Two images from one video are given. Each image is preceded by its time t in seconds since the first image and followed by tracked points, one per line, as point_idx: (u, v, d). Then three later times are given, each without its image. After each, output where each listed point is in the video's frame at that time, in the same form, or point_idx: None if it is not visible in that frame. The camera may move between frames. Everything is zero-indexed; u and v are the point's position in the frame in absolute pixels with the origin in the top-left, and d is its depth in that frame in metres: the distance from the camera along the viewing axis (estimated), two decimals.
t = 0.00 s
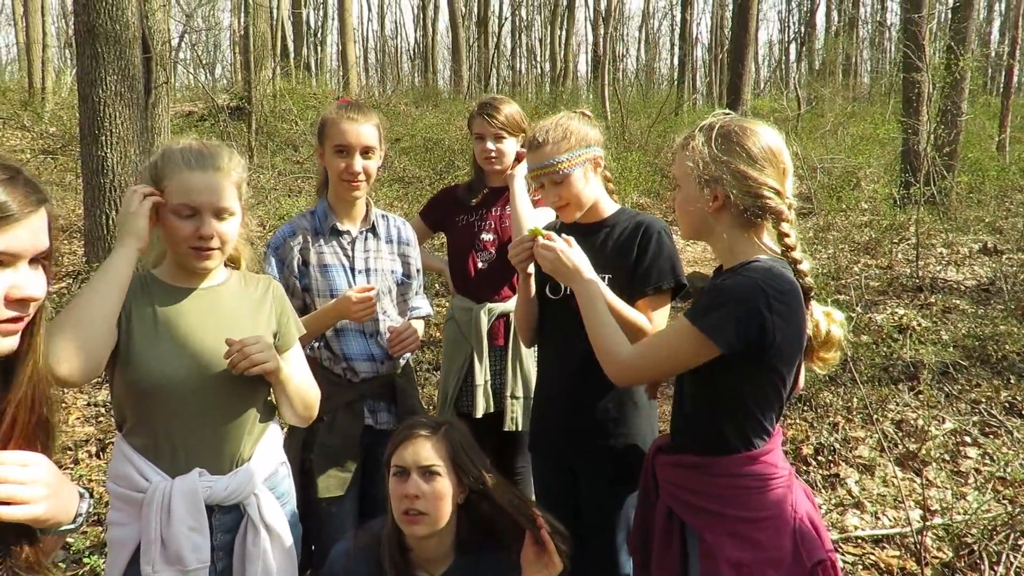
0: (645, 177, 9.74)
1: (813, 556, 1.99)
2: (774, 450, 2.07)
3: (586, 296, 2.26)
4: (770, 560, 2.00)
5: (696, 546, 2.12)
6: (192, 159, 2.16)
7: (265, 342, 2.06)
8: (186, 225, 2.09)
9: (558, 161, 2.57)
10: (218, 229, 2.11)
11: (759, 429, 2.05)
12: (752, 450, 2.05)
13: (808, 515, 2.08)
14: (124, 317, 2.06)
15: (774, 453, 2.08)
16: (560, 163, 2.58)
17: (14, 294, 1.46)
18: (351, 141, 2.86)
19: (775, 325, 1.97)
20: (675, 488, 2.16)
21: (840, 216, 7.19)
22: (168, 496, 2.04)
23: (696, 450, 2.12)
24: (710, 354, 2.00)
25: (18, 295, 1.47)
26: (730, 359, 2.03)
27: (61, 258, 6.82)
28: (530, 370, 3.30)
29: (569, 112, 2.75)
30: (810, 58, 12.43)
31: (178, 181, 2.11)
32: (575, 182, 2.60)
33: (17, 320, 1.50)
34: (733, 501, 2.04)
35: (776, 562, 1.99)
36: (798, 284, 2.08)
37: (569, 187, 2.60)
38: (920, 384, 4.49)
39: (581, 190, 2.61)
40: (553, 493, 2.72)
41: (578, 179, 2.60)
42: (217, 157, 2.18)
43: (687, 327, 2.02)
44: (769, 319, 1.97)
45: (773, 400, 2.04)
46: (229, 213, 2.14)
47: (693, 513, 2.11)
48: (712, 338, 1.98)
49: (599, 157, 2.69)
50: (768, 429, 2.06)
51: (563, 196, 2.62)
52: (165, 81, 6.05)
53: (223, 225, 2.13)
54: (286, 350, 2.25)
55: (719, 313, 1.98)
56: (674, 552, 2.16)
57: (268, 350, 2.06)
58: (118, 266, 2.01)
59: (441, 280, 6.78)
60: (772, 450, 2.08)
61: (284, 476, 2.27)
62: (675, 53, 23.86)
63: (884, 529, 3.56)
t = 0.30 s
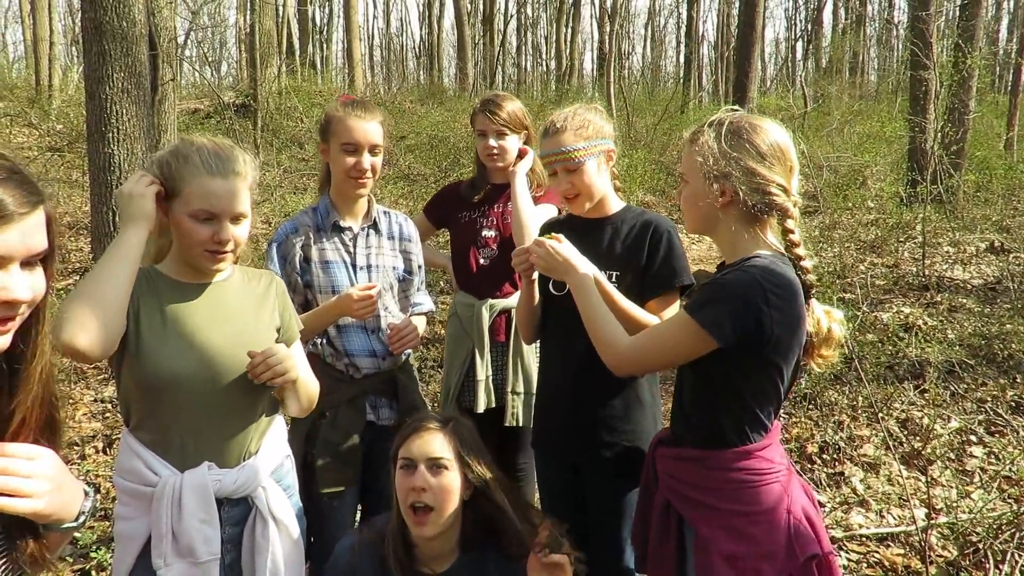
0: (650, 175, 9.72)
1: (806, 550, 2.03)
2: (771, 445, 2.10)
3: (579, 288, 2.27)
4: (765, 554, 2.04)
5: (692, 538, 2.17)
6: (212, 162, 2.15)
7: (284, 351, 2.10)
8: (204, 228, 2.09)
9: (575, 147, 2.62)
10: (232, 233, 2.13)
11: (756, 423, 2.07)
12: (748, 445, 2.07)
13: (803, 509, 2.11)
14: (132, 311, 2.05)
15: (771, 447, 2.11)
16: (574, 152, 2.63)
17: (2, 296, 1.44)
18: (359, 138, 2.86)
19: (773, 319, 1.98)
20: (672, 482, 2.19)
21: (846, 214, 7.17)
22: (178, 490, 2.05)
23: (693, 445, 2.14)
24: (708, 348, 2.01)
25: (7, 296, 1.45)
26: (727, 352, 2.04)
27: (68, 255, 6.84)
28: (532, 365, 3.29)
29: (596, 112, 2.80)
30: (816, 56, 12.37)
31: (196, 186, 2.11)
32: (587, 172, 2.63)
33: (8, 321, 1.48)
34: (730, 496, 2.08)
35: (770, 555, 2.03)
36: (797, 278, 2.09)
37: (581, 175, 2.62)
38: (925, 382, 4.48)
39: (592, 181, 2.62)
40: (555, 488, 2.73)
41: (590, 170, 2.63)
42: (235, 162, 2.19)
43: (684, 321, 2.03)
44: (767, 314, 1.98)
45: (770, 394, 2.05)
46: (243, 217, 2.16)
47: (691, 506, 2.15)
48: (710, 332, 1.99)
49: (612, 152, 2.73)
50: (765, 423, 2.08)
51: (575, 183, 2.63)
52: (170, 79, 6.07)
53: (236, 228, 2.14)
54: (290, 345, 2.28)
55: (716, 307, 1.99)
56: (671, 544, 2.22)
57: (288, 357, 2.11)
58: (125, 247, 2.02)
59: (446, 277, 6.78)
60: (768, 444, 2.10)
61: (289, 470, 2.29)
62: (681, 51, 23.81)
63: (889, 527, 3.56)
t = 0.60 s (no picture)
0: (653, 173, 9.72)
1: (807, 544, 2.03)
2: (769, 439, 2.10)
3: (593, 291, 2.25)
4: (766, 548, 2.04)
5: (694, 533, 2.18)
6: (229, 168, 2.12)
7: (290, 353, 2.11)
8: (216, 235, 2.07)
9: (587, 139, 2.61)
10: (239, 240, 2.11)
11: (756, 418, 2.07)
12: (749, 440, 2.07)
13: (803, 503, 2.11)
14: (132, 314, 2.05)
15: (770, 442, 2.11)
16: (584, 145, 2.62)
17: (1, 297, 1.44)
18: (367, 138, 2.86)
19: (776, 315, 1.98)
20: (672, 477, 2.20)
21: (849, 211, 7.16)
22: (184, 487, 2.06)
23: (694, 440, 2.14)
24: (717, 349, 2.00)
25: (6, 298, 1.45)
26: (734, 351, 2.04)
27: (72, 255, 6.87)
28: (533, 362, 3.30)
29: (604, 104, 2.81)
30: (820, 53, 12.33)
31: (209, 191, 2.08)
32: (594, 168, 2.62)
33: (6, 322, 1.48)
34: (730, 491, 2.08)
35: (771, 550, 2.03)
36: (798, 272, 2.09)
37: (589, 170, 2.62)
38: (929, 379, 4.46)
39: (600, 175, 2.63)
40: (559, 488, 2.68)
41: (598, 166, 2.62)
42: (249, 168, 2.15)
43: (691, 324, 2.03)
44: (771, 311, 1.98)
45: (773, 390, 2.06)
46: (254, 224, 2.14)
47: (691, 501, 2.15)
48: (717, 333, 1.99)
49: (617, 147, 2.74)
50: (766, 418, 2.08)
51: (582, 176, 2.62)
52: (174, 78, 6.08)
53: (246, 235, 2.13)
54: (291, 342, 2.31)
55: (722, 307, 1.98)
56: (672, 540, 2.22)
57: (294, 361, 2.12)
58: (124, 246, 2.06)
59: (449, 275, 6.79)
60: (768, 439, 2.10)
61: (294, 466, 2.30)
62: (684, 49, 23.77)
63: (892, 525, 3.56)
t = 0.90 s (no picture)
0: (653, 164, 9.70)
1: (809, 531, 2.03)
2: (772, 426, 2.10)
3: (656, 264, 2.23)
4: (769, 535, 2.04)
5: (697, 519, 2.18)
6: (239, 161, 2.09)
7: (294, 344, 2.12)
8: (226, 228, 2.07)
9: (590, 112, 2.62)
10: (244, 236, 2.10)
11: (761, 404, 2.06)
12: (752, 426, 2.07)
13: (805, 490, 2.11)
14: (133, 292, 2.05)
15: (773, 428, 2.10)
16: (586, 117, 2.63)
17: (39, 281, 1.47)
18: (368, 124, 2.84)
19: (789, 299, 1.98)
20: (675, 464, 2.20)
21: (852, 201, 7.14)
22: (186, 471, 2.06)
23: (697, 426, 2.14)
24: (732, 333, 1.99)
25: (44, 280, 1.47)
26: (746, 336, 2.03)
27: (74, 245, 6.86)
28: (535, 349, 3.29)
29: (606, 85, 2.80)
30: (822, 43, 12.26)
31: (218, 185, 2.06)
32: (595, 144, 2.62)
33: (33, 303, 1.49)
34: (732, 478, 2.08)
35: (774, 536, 2.03)
36: (805, 256, 2.09)
37: (587, 145, 2.62)
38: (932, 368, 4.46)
39: (598, 150, 2.61)
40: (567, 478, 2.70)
41: (600, 141, 2.62)
42: (260, 163, 2.13)
43: (705, 307, 2.01)
44: (786, 295, 1.98)
45: (780, 375, 2.06)
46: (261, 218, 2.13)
47: (694, 488, 2.15)
48: (734, 316, 1.98)
49: (625, 130, 2.73)
50: (771, 404, 2.08)
51: (580, 148, 2.62)
52: (174, 66, 6.07)
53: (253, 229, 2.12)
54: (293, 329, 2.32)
55: (738, 291, 1.97)
56: (675, 526, 2.22)
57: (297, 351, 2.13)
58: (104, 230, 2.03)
59: (450, 265, 6.77)
60: (771, 425, 2.10)
61: (296, 452, 2.30)
62: (686, 39, 23.64)
63: (895, 512, 3.56)
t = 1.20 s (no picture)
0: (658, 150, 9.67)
1: (816, 511, 2.04)
2: (779, 407, 2.10)
3: (668, 247, 2.22)
4: (776, 515, 2.05)
5: (703, 500, 2.19)
6: (246, 127, 2.10)
7: (301, 326, 2.13)
8: (228, 193, 2.07)
9: (599, 86, 2.62)
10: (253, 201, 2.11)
11: (769, 385, 2.07)
12: (759, 407, 2.08)
13: (811, 471, 2.12)
14: (138, 270, 2.06)
15: (780, 410, 2.11)
16: (594, 90, 2.63)
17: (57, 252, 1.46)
18: (373, 102, 2.85)
19: (801, 280, 1.98)
20: (681, 445, 2.21)
21: (857, 189, 7.12)
22: (187, 446, 2.08)
23: (705, 407, 2.15)
24: (743, 314, 2.00)
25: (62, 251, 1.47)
26: (756, 318, 2.03)
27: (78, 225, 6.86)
28: (537, 332, 3.29)
29: (614, 61, 2.79)
30: (830, 30, 12.16)
31: (224, 151, 2.07)
32: (602, 120, 2.61)
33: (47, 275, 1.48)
34: (738, 458, 2.09)
35: (781, 516, 2.04)
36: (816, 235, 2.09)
37: (593, 121, 2.62)
38: (935, 355, 4.46)
39: (604, 124, 2.61)
40: (570, 462, 2.69)
41: (608, 117, 2.62)
42: (266, 130, 2.14)
43: (716, 287, 2.01)
44: (797, 278, 1.97)
45: (789, 357, 2.06)
46: (267, 187, 2.13)
47: (700, 469, 2.17)
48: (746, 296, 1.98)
49: (636, 110, 2.73)
50: (779, 385, 2.08)
51: (586, 123, 2.63)
52: (177, 46, 6.04)
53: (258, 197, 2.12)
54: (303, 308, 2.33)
55: (749, 271, 1.97)
56: (680, 507, 2.24)
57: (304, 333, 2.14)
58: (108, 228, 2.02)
59: (454, 249, 6.77)
60: (778, 407, 2.11)
61: (301, 430, 2.31)
62: (692, 25, 23.50)
63: (896, 497, 3.58)
